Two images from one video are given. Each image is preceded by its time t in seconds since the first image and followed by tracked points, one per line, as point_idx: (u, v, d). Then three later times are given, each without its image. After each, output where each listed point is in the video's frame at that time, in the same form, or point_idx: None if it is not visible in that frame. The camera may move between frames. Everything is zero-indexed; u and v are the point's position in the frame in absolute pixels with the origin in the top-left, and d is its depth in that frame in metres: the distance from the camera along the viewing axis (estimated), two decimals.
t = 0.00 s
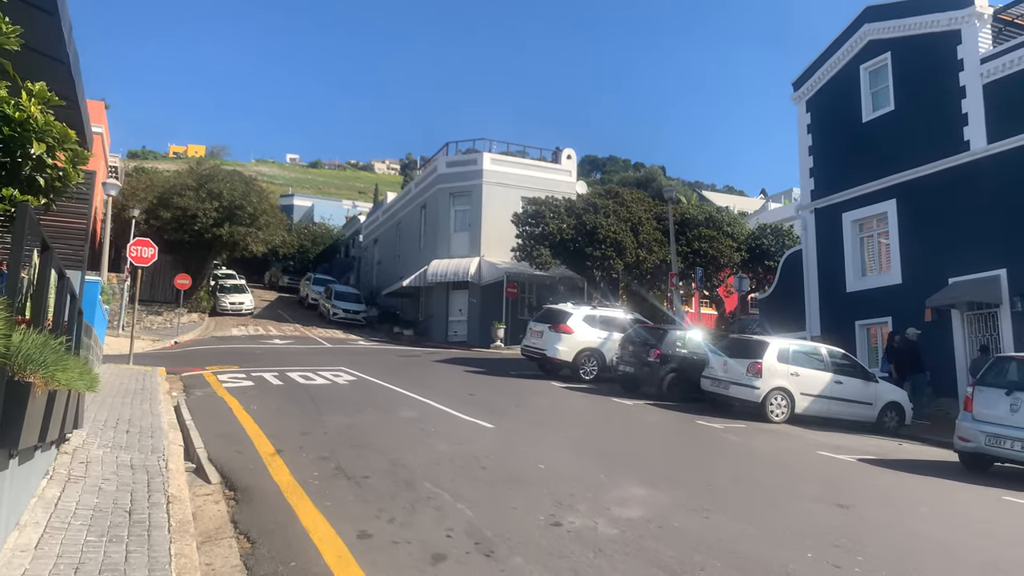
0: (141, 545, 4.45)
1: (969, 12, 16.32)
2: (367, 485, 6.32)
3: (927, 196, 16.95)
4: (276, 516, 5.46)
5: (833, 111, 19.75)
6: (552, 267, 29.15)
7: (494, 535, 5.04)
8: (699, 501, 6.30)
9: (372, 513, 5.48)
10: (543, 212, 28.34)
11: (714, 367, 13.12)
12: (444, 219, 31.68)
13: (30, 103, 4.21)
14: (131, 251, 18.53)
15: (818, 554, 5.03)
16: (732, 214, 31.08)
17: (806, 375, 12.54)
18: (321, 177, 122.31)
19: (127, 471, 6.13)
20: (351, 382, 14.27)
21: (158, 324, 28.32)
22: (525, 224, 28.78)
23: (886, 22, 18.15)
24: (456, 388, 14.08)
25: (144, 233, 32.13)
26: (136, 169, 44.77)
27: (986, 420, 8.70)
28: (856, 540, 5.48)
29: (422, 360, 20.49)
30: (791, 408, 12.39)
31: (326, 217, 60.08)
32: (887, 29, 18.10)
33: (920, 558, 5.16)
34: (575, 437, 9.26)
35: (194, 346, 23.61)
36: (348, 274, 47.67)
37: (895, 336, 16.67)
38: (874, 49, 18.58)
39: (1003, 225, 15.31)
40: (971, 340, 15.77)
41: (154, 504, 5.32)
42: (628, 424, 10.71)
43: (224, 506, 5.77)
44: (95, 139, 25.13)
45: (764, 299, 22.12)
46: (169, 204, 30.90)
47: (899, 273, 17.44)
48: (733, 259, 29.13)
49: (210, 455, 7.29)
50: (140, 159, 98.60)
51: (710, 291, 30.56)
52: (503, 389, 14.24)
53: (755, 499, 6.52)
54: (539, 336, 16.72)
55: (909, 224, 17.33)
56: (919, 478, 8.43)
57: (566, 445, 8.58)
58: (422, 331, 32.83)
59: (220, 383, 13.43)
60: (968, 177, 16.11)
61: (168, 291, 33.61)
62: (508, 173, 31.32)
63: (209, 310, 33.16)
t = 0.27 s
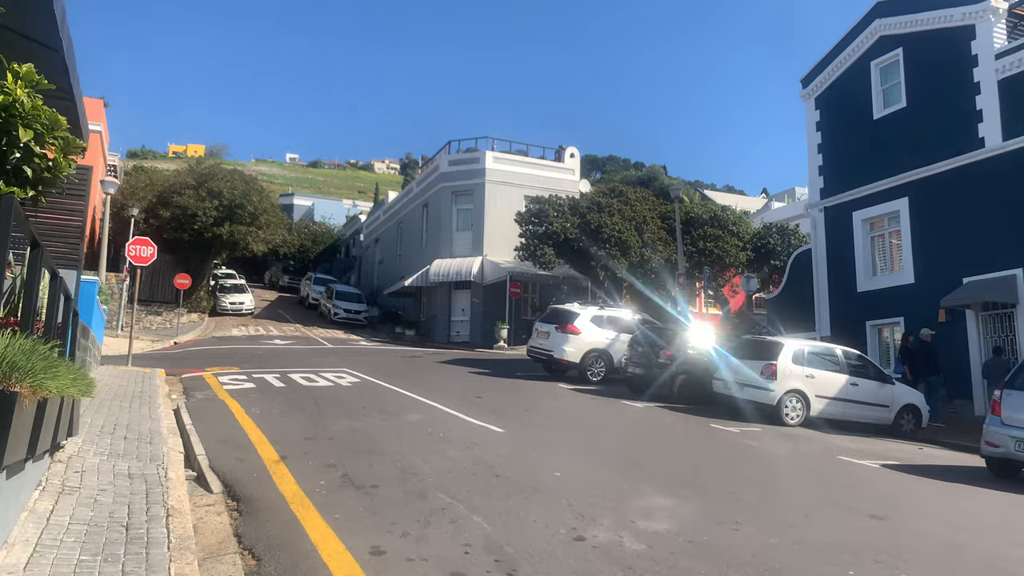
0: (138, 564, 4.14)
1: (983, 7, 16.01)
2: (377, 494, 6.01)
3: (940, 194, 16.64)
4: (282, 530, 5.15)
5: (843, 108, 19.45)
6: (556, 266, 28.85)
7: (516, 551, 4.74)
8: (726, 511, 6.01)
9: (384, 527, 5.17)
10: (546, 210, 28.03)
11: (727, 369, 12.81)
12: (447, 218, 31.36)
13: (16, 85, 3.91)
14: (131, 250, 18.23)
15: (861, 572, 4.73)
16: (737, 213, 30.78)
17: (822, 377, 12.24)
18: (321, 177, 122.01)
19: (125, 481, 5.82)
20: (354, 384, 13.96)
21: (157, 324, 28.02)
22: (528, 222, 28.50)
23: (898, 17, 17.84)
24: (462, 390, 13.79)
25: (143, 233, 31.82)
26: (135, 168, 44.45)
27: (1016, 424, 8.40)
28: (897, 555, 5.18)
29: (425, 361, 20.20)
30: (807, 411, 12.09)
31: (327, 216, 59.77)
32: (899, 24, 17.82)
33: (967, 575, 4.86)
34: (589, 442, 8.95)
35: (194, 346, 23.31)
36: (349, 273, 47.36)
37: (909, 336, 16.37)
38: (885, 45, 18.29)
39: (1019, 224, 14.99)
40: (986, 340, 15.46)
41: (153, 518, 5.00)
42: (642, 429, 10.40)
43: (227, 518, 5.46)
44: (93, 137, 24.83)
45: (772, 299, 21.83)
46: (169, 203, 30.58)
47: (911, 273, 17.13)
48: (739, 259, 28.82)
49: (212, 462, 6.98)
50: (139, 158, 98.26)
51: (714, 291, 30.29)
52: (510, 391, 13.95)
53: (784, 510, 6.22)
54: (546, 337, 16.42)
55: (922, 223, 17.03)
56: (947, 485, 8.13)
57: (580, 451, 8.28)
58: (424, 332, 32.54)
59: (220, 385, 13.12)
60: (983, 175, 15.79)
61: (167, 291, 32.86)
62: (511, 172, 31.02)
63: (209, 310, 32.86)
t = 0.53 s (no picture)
0: None
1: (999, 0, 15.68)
2: (387, 505, 5.69)
3: (954, 192, 16.32)
4: (286, 545, 4.82)
5: (854, 105, 19.14)
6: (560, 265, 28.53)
7: (538, 569, 4.42)
8: (754, 523, 5.68)
9: (395, 542, 4.85)
10: (550, 209, 27.69)
11: (740, 371, 12.49)
12: (448, 217, 31.02)
13: None
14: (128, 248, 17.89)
15: None
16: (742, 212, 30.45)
17: (838, 379, 11.91)
18: (321, 177, 121.66)
19: (119, 492, 5.47)
20: (357, 386, 13.63)
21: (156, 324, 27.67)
22: (532, 221, 28.16)
23: (910, 11, 17.52)
24: (467, 392, 13.46)
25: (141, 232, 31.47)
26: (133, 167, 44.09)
27: None
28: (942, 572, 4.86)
29: (428, 361, 19.87)
30: (822, 414, 11.76)
31: (327, 216, 59.41)
32: (911, 19, 17.49)
33: None
34: (603, 447, 8.62)
35: (193, 346, 22.98)
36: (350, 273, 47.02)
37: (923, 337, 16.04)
38: (897, 40, 17.97)
39: None
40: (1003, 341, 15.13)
41: (148, 533, 4.66)
42: (655, 432, 10.07)
43: (227, 532, 5.13)
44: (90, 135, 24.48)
45: (781, 299, 21.51)
46: (168, 201, 30.23)
47: (924, 272, 16.81)
48: (745, 258, 28.51)
49: (211, 470, 6.64)
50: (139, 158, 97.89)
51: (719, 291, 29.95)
52: (516, 393, 13.62)
53: (815, 521, 5.90)
54: (552, 337, 16.08)
55: (935, 221, 16.70)
56: (977, 492, 7.82)
57: (595, 457, 7.95)
58: (426, 332, 32.22)
59: (219, 387, 12.77)
60: (998, 172, 15.46)
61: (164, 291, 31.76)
62: (514, 170, 30.68)
63: (209, 310, 32.51)
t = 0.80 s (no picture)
0: None
1: None
2: (399, 515, 5.38)
3: (969, 189, 15.99)
4: (295, 559, 4.51)
5: (864, 101, 18.83)
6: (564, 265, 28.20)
7: None
8: (788, 534, 5.38)
9: (412, 557, 4.54)
10: (554, 208, 27.36)
11: (754, 372, 12.18)
12: (451, 215, 30.71)
13: None
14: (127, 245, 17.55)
15: None
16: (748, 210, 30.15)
17: (855, 380, 11.60)
18: (321, 176, 121.31)
19: (116, 502, 5.15)
20: (361, 387, 13.31)
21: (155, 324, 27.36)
22: (535, 220, 27.96)
23: (923, 6, 17.21)
24: (474, 394, 13.16)
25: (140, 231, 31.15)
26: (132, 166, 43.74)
27: None
28: None
29: (432, 362, 19.55)
30: (840, 416, 11.45)
31: (327, 215, 59.07)
32: (924, 13, 17.19)
33: None
34: (619, 452, 8.31)
35: (192, 347, 22.66)
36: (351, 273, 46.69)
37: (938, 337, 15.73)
38: (909, 35, 17.66)
39: None
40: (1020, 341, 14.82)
41: (147, 547, 4.35)
42: (671, 436, 9.76)
43: (231, 545, 4.81)
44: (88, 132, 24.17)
45: (790, 298, 21.22)
46: (167, 200, 29.90)
47: (938, 271, 16.50)
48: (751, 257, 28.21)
49: (213, 477, 6.32)
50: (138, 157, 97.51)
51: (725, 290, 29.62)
52: (524, 394, 13.32)
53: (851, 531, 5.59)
54: (559, 337, 15.77)
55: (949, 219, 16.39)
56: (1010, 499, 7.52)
57: (612, 462, 7.64)
58: (428, 332, 31.91)
59: (220, 388, 12.45)
60: (1014, 169, 15.15)
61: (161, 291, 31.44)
62: (517, 168, 30.38)
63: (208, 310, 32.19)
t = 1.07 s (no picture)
0: None
1: None
2: (414, 531, 5.08)
3: (985, 188, 15.69)
4: None
5: (876, 99, 18.53)
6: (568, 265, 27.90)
7: None
8: (825, 552, 5.07)
9: None
10: (558, 207, 27.04)
11: (769, 375, 11.89)
12: (453, 215, 30.41)
13: None
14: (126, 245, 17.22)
15: None
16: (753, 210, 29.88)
17: (873, 384, 11.31)
18: (321, 176, 121.00)
19: (113, 519, 4.84)
20: (365, 391, 13.01)
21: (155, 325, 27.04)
22: (539, 219, 27.62)
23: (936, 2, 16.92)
24: (481, 397, 12.85)
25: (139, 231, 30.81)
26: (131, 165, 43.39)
27: None
28: None
29: (436, 363, 19.25)
30: (858, 420, 11.16)
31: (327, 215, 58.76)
32: (937, 9, 16.88)
33: None
34: (637, 460, 8.00)
35: (192, 348, 22.34)
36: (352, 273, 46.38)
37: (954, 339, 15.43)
38: (922, 31, 17.37)
39: None
40: None
41: (147, 571, 4.04)
42: (687, 442, 9.45)
43: (236, 566, 4.50)
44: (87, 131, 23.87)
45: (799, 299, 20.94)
46: (167, 199, 29.57)
47: (952, 272, 16.20)
48: (757, 257, 27.91)
49: (215, 489, 6.01)
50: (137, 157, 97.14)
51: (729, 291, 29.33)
52: (532, 397, 13.01)
53: (891, 548, 5.29)
54: (566, 339, 15.46)
55: (963, 219, 16.09)
56: None
57: (631, 471, 7.33)
58: (430, 332, 31.62)
59: (221, 392, 12.13)
60: None
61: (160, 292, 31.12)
62: (520, 168, 30.08)
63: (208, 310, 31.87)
